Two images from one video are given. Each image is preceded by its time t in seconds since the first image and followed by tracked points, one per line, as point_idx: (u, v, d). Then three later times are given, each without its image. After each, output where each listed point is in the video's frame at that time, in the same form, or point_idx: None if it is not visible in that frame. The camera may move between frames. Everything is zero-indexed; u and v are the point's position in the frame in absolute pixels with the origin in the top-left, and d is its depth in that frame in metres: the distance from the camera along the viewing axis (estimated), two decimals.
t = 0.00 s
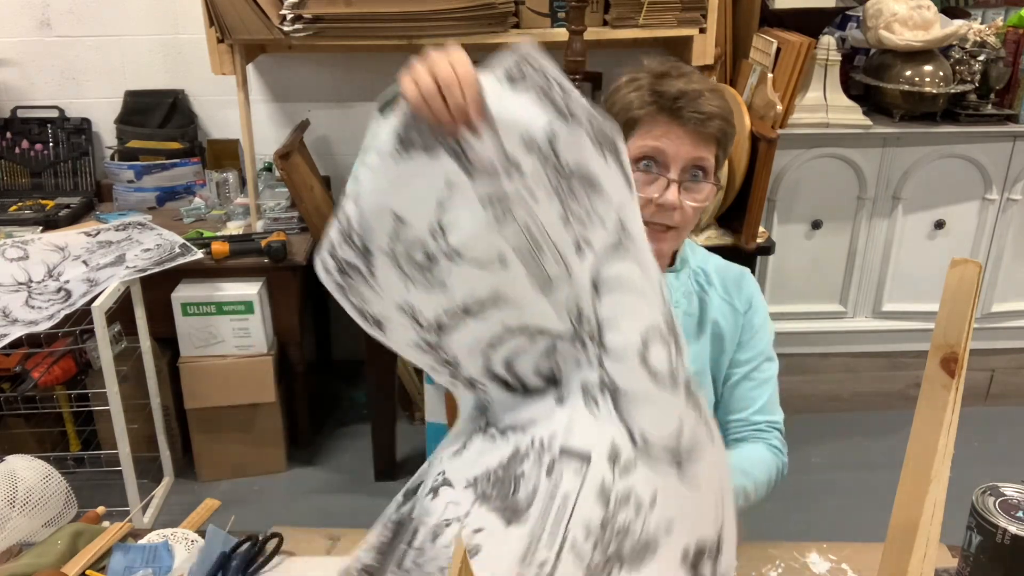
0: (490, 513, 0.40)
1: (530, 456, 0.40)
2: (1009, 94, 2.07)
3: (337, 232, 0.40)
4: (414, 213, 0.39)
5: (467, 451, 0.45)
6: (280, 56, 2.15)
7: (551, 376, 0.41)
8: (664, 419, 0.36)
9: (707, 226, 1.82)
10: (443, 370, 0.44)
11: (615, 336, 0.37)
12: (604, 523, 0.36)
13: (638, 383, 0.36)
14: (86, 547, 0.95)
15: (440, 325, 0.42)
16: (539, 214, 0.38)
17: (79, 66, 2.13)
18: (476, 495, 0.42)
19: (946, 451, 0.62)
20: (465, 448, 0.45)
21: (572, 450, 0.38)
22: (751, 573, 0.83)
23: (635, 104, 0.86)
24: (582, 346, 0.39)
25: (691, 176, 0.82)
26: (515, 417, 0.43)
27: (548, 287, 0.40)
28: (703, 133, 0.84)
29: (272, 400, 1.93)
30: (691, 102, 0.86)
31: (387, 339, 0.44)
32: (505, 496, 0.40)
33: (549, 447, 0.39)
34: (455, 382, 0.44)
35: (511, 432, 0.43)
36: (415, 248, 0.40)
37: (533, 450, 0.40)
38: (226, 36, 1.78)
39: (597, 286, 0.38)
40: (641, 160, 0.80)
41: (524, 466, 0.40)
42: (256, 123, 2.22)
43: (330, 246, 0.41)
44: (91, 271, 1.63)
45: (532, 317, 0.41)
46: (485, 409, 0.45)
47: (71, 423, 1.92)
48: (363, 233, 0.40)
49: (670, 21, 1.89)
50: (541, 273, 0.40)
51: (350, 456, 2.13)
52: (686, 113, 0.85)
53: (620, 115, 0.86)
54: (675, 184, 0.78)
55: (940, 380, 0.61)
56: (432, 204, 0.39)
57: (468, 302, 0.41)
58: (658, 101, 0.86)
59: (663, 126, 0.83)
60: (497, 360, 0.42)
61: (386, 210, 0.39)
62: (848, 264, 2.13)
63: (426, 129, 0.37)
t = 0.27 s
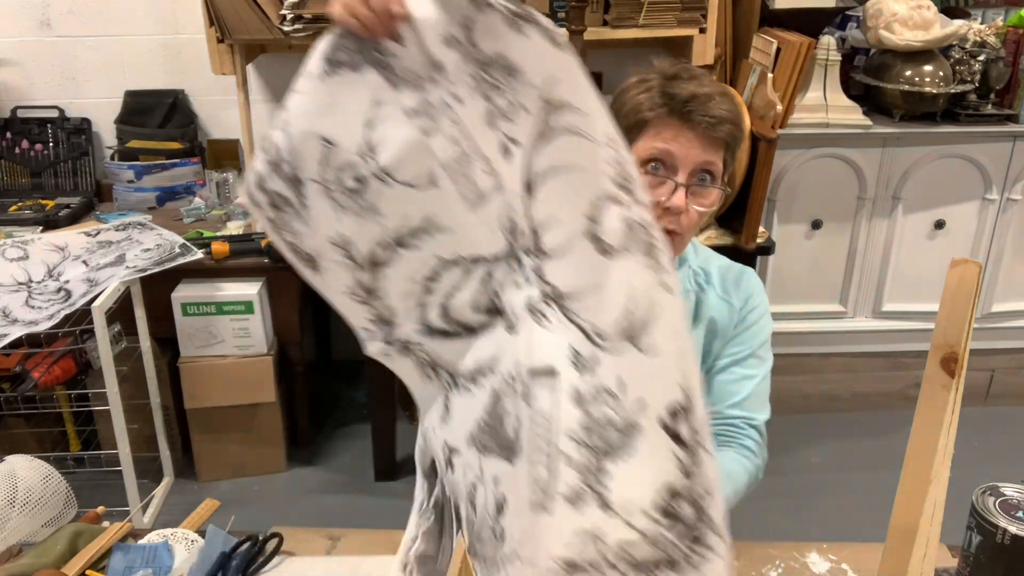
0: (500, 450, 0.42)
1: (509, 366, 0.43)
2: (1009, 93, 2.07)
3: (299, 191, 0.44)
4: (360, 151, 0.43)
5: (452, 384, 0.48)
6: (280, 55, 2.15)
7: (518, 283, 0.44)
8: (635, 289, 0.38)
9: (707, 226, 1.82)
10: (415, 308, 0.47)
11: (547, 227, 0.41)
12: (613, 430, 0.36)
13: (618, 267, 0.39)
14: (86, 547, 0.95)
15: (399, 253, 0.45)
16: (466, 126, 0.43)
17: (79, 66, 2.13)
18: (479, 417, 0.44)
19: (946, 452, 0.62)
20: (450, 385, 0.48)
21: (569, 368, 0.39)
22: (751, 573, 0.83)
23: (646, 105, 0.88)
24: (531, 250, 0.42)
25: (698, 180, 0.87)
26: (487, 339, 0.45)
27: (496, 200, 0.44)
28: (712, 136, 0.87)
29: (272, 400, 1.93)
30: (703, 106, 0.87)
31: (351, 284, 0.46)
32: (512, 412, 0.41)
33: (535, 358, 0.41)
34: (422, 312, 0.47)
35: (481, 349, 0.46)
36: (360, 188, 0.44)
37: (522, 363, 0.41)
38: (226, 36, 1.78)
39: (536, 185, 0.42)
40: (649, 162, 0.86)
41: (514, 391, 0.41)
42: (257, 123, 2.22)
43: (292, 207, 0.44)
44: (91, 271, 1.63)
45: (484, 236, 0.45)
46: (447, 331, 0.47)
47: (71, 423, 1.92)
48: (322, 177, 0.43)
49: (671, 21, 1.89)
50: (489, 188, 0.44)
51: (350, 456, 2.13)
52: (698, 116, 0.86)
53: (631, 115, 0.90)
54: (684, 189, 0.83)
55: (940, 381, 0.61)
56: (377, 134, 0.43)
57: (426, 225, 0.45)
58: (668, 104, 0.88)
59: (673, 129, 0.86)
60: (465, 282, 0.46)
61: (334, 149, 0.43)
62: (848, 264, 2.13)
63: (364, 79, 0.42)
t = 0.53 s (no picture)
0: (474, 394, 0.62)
1: (458, 331, 0.61)
2: (1009, 93, 2.07)
3: (230, 202, 0.54)
4: (276, 142, 0.54)
5: (407, 348, 0.63)
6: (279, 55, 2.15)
7: (427, 256, 0.60)
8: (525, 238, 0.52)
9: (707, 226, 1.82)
10: (347, 293, 0.60)
11: (458, 176, 0.54)
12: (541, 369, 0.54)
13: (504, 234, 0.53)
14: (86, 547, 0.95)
15: (336, 231, 0.58)
16: (362, 122, 0.55)
17: (79, 66, 2.13)
18: (444, 378, 0.64)
19: (946, 452, 0.62)
20: (400, 349, 0.63)
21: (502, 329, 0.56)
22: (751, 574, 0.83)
23: (649, 109, 0.89)
24: (447, 212, 0.56)
25: (701, 185, 0.89)
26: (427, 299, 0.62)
27: (406, 177, 0.57)
28: (717, 141, 0.87)
29: (272, 400, 1.93)
30: (707, 111, 0.86)
31: (280, 283, 0.57)
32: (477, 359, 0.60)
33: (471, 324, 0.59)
34: (358, 290, 0.61)
35: (421, 311, 0.62)
36: (279, 180, 0.55)
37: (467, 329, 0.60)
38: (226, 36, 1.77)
39: (445, 155, 0.53)
40: (650, 166, 0.89)
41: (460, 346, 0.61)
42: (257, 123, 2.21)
43: (226, 215, 0.54)
44: (91, 271, 1.63)
45: (400, 215, 0.59)
46: (381, 311, 0.62)
47: (71, 423, 1.92)
48: (243, 179, 0.54)
49: (670, 21, 1.89)
50: (395, 166, 0.56)
51: (350, 456, 2.13)
52: (702, 122, 0.87)
53: (633, 118, 0.91)
54: (683, 196, 0.87)
55: (940, 380, 0.61)
56: (297, 137, 0.55)
57: (352, 209, 0.58)
58: (671, 107, 0.89)
59: (675, 134, 0.88)
60: (391, 255, 0.60)
61: (258, 150, 0.54)
62: (848, 264, 2.13)
63: (267, 84, 0.53)
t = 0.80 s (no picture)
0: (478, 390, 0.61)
1: (448, 328, 0.62)
2: (1009, 94, 2.07)
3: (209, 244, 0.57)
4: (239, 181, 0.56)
5: (413, 365, 0.63)
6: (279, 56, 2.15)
7: (402, 260, 0.61)
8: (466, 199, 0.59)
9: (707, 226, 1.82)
10: (340, 312, 0.61)
11: (399, 169, 0.58)
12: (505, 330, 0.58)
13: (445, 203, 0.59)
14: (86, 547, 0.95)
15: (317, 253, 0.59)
16: (313, 142, 0.56)
17: (80, 66, 2.13)
18: (452, 383, 0.62)
19: (947, 452, 0.62)
20: (407, 366, 0.63)
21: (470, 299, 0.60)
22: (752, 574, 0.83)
23: (637, 111, 0.89)
24: (408, 215, 0.59)
25: (689, 187, 0.87)
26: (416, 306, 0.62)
27: (363, 190, 0.58)
28: (704, 143, 0.86)
29: (272, 400, 1.93)
30: (693, 112, 0.86)
31: (276, 308, 0.59)
32: (467, 350, 0.61)
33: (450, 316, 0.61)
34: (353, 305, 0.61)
35: (413, 324, 0.62)
36: (250, 220, 0.57)
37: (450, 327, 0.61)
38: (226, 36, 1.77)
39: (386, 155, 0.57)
40: (638, 168, 0.89)
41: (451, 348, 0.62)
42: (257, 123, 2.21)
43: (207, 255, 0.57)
44: (91, 271, 1.63)
45: (369, 226, 0.59)
46: (378, 329, 0.62)
47: (71, 423, 1.92)
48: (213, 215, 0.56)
49: (670, 21, 1.89)
50: (352, 181, 0.58)
51: (350, 456, 2.14)
52: (687, 124, 0.86)
53: (621, 120, 0.90)
54: (670, 198, 0.87)
55: (940, 381, 0.61)
56: (262, 172, 0.56)
57: (323, 229, 0.58)
58: (659, 109, 0.88)
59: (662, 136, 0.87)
60: (376, 267, 0.60)
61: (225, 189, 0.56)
62: (848, 264, 2.13)
63: (214, 125, 0.55)
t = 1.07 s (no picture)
0: (545, 406, 0.48)
1: (488, 362, 0.50)
2: (1009, 94, 2.07)
3: (282, 300, 0.60)
4: (275, 247, 0.57)
5: (454, 419, 0.54)
6: (279, 55, 2.15)
7: (429, 304, 0.51)
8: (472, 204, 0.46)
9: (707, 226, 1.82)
10: (386, 352, 0.55)
11: (386, 208, 0.48)
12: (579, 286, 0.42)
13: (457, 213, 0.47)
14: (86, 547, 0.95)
15: (362, 299, 0.54)
16: (308, 203, 0.53)
17: (80, 66, 2.13)
18: (503, 424, 0.51)
19: (947, 452, 0.62)
20: (447, 418, 0.55)
21: (505, 312, 0.46)
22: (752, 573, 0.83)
23: (630, 105, 0.89)
24: (418, 251, 0.48)
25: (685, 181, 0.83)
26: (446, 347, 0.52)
27: (370, 240, 0.51)
28: (697, 134, 0.85)
29: (272, 400, 1.93)
30: (688, 105, 0.87)
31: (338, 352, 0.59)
32: (520, 365, 0.48)
33: (497, 316, 0.47)
34: (392, 350, 0.55)
35: (450, 361, 0.52)
36: (303, 270, 0.56)
37: (496, 349, 0.48)
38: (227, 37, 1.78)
39: (373, 195, 0.47)
40: (632, 163, 0.83)
41: (502, 367, 0.49)
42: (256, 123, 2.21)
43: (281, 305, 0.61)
44: (91, 271, 1.63)
45: (386, 273, 0.52)
46: (418, 373, 0.54)
47: (71, 423, 1.92)
48: (275, 272, 0.58)
49: (670, 21, 1.89)
50: (358, 234, 0.51)
51: (350, 456, 2.14)
52: (682, 116, 0.86)
53: (615, 116, 0.90)
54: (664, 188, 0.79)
55: (940, 381, 0.61)
56: (282, 233, 0.56)
57: (354, 271, 0.53)
58: (653, 102, 0.88)
59: (657, 129, 0.86)
60: (399, 314, 0.53)
61: (269, 250, 0.57)
62: (848, 264, 2.13)
63: (216, 210, 0.58)
